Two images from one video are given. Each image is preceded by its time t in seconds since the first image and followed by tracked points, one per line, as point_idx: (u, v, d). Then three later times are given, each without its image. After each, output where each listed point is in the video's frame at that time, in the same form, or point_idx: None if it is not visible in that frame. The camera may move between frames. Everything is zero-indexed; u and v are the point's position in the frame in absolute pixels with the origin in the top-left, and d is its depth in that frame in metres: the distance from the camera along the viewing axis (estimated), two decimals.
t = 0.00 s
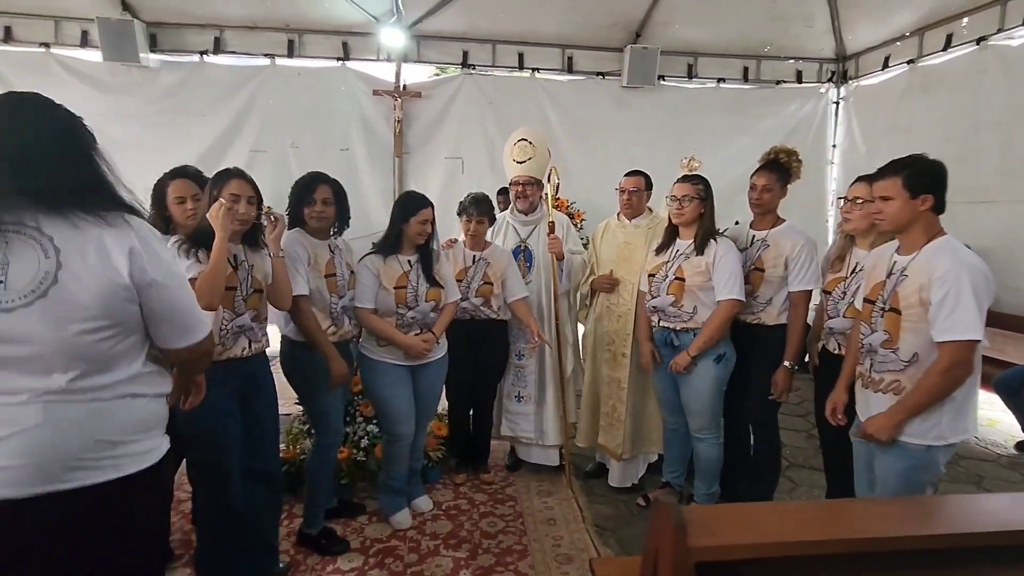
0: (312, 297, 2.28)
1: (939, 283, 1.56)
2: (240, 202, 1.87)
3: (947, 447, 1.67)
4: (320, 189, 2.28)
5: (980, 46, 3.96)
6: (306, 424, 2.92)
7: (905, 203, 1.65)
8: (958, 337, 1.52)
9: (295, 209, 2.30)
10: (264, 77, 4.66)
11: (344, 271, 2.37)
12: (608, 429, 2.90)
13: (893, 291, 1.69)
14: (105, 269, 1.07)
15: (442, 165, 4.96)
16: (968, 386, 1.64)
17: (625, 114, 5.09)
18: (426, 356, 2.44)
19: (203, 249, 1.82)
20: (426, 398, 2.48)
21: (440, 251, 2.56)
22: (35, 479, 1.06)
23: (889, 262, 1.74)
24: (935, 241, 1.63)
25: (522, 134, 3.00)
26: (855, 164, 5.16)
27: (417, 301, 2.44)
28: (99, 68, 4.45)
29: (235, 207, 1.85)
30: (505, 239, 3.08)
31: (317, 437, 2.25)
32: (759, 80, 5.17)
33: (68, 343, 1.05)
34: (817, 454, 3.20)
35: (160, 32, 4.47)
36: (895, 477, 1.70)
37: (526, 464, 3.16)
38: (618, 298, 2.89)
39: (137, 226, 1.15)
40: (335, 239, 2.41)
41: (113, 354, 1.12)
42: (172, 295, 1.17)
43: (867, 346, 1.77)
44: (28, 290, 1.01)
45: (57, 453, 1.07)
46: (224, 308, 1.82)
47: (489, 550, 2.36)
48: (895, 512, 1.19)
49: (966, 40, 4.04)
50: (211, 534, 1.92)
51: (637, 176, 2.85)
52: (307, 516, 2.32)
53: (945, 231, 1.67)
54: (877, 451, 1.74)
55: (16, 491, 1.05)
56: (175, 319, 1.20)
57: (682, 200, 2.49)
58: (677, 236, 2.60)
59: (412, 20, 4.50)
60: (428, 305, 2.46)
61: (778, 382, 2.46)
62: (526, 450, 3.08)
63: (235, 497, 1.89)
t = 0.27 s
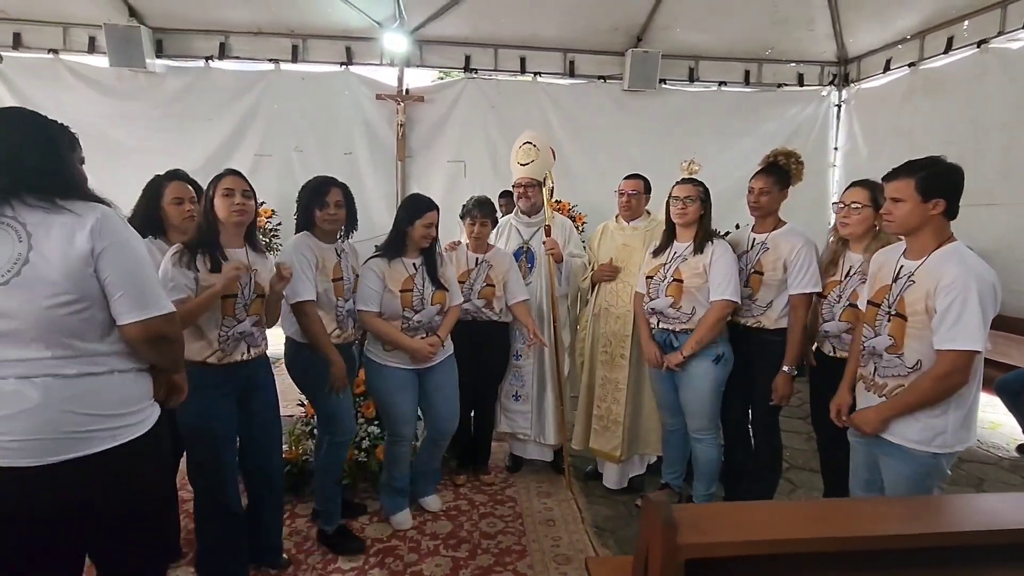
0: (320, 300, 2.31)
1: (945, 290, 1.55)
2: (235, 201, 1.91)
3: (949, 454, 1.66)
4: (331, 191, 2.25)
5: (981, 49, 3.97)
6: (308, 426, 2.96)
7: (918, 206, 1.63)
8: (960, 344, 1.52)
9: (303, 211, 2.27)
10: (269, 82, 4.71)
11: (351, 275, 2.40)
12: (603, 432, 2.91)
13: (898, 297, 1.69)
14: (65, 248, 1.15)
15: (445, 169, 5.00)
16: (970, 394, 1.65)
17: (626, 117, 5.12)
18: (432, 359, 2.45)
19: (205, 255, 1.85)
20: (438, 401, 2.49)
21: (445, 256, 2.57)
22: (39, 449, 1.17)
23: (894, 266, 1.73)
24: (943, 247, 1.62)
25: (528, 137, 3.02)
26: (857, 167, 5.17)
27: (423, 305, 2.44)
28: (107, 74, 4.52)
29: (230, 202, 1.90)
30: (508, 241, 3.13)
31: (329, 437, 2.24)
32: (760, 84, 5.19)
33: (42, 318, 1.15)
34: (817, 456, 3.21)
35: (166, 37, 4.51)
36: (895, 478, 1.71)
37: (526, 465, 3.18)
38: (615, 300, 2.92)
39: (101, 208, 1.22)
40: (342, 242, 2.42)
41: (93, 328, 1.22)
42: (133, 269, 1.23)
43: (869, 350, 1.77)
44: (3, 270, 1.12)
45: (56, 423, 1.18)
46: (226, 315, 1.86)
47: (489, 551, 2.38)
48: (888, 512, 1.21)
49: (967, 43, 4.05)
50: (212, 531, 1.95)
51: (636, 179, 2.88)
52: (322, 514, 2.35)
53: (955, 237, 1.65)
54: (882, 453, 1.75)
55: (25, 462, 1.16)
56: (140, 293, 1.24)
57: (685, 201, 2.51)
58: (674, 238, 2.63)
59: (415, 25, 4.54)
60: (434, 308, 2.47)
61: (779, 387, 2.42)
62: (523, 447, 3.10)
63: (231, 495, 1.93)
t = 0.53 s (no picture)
0: (332, 306, 2.25)
1: (940, 292, 1.58)
2: (244, 208, 1.93)
3: (949, 455, 1.67)
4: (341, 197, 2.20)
5: (977, 53, 4.00)
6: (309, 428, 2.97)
7: (916, 208, 1.65)
8: (954, 346, 1.54)
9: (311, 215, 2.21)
10: (269, 86, 4.74)
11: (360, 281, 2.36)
12: (603, 433, 2.94)
13: (896, 299, 1.71)
14: (74, 255, 1.27)
15: (445, 172, 5.03)
16: (967, 394, 1.66)
17: (625, 121, 5.14)
18: (446, 363, 2.44)
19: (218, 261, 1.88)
20: (452, 404, 2.50)
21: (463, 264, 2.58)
22: (67, 423, 1.31)
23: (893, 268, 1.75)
24: (940, 250, 1.64)
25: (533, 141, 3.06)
26: (855, 170, 5.20)
27: (438, 310, 2.45)
28: (109, 78, 4.54)
29: (240, 214, 1.92)
30: (510, 243, 3.14)
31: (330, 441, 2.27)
32: (758, 87, 5.22)
33: (56, 317, 1.28)
34: (815, 457, 3.22)
35: (168, 42, 4.54)
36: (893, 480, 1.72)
37: (525, 467, 3.19)
38: (614, 301, 2.94)
39: (111, 218, 1.34)
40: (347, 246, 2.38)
41: (102, 326, 1.34)
42: (134, 275, 1.33)
43: (867, 351, 1.79)
44: (23, 274, 1.25)
45: (83, 401, 1.33)
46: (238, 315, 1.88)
47: (488, 552, 2.39)
48: (882, 512, 1.24)
49: (962, 47, 4.08)
50: (214, 531, 1.97)
51: (634, 183, 2.91)
52: (331, 519, 2.35)
53: (952, 240, 1.67)
54: (883, 455, 1.75)
55: (52, 435, 1.30)
56: (140, 297, 1.34)
57: (689, 202, 2.53)
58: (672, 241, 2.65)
59: (415, 30, 4.57)
60: (450, 314, 2.46)
61: (773, 389, 2.46)
62: (522, 448, 3.13)
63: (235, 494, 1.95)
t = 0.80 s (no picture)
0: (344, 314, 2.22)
1: (938, 289, 1.59)
2: (260, 216, 1.95)
3: (949, 449, 1.69)
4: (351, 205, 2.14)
5: (970, 57, 4.04)
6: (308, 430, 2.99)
7: (906, 207, 1.66)
8: (953, 341, 1.55)
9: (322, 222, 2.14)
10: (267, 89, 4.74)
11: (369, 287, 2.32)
12: (605, 434, 2.97)
13: (891, 298, 1.71)
14: (122, 270, 1.32)
15: (443, 175, 5.04)
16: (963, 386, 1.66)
17: (623, 124, 5.17)
18: (476, 364, 2.46)
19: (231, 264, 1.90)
20: (478, 404, 2.50)
21: (497, 266, 2.60)
22: (94, 418, 1.35)
23: (883, 267, 1.76)
24: (931, 250, 1.65)
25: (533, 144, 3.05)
26: (850, 173, 5.23)
27: (468, 311, 2.48)
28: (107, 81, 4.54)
29: (254, 222, 1.94)
30: (510, 245, 3.13)
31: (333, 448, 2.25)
32: (754, 91, 5.25)
33: (89, 325, 1.32)
34: (813, 459, 3.24)
35: (166, 45, 4.55)
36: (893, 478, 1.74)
37: (525, 469, 3.20)
38: (614, 302, 2.96)
39: (148, 235, 1.38)
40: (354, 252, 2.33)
41: (130, 334, 1.39)
42: (167, 292, 1.37)
43: (865, 351, 1.80)
44: (68, 282, 1.29)
45: (109, 397, 1.36)
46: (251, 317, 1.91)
47: (488, 554, 2.40)
48: (878, 511, 1.26)
49: (956, 51, 4.11)
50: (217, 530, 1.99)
51: (632, 186, 2.93)
52: (332, 522, 2.34)
53: (941, 238, 1.69)
54: (884, 454, 1.76)
55: (79, 428, 1.33)
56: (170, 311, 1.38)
57: (688, 206, 2.54)
58: (671, 243, 2.67)
59: (413, 33, 4.58)
60: (478, 315, 2.49)
61: (777, 395, 2.49)
62: (521, 451, 3.12)
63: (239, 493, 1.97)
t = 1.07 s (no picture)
0: (353, 318, 2.20)
1: (943, 289, 1.61)
2: (267, 217, 1.96)
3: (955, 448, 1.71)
4: (365, 209, 2.14)
5: (963, 61, 4.08)
6: (308, 434, 2.99)
7: (909, 210, 1.68)
8: (958, 340, 1.57)
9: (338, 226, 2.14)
10: (265, 92, 4.74)
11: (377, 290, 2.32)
12: (604, 434, 3.00)
13: (895, 299, 1.73)
14: (114, 269, 1.32)
15: (440, 177, 5.04)
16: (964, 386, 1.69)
17: (619, 127, 5.19)
18: (488, 365, 2.49)
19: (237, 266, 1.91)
20: (489, 406, 2.55)
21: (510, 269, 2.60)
22: (88, 409, 1.34)
23: (886, 269, 1.79)
24: (934, 251, 1.68)
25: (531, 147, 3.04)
26: (846, 175, 5.27)
27: (483, 312, 2.50)
28: (103, 83, 4.53)
29: (261, 224, 1.95)
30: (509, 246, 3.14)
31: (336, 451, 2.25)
32: (750, 94, 5.28)
33: (86, 325, 1.33)
34: (811, 460, 3.26)
35: (163, 48, 4.55)
36: (900, 480, 1.75)
37: (525, 471, 3.21)
38: (614, 304, 2.99)
39: (146, 236, 1.38)
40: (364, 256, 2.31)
41: (127, 332, 1.38)
42: (162, 292, 1.36)
43: (868, 352, 1.82)
44: (67, 281, 1.30)
45: (104, 388, 1.35)
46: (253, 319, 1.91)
47: (490, 556, 2.40)
48: (878, 511, 1.27)
49: (949, 56, 4.15)
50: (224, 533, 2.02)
51: (631, 189, 2.94)
52: (333, 526, 2.33)
53: (942, 241, 1.71)
54: (892, 455, 1.78)
55: (76, 419, 1.33)
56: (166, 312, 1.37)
57: (684, 210, 2.55)
58: (668, 246, 2.68)
59: (411, 36, 4.60)
60: (494, 317, 2.52)
61: (780, 396, 2.52)
62: (520, 454, 3.12)
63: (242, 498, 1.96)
